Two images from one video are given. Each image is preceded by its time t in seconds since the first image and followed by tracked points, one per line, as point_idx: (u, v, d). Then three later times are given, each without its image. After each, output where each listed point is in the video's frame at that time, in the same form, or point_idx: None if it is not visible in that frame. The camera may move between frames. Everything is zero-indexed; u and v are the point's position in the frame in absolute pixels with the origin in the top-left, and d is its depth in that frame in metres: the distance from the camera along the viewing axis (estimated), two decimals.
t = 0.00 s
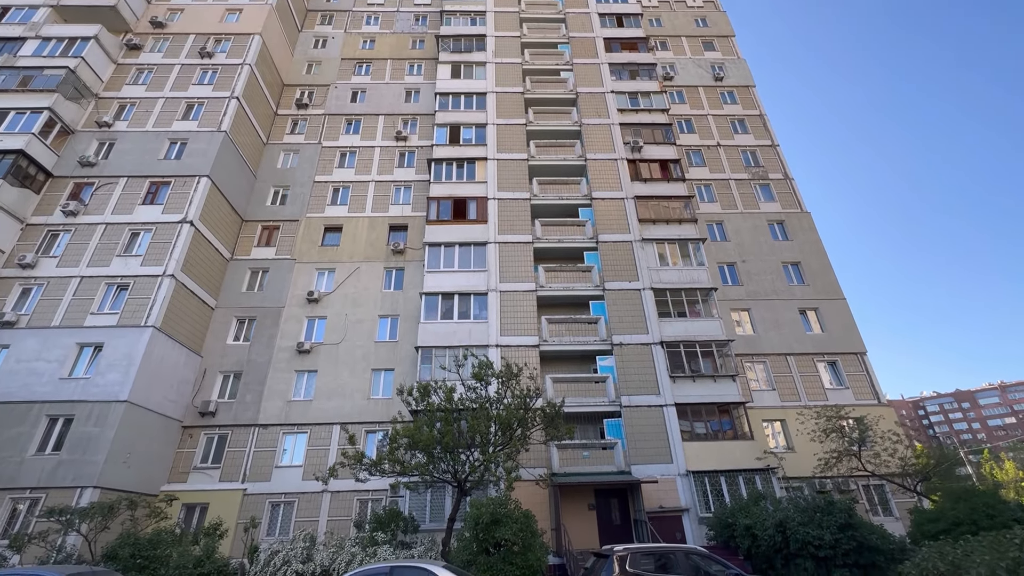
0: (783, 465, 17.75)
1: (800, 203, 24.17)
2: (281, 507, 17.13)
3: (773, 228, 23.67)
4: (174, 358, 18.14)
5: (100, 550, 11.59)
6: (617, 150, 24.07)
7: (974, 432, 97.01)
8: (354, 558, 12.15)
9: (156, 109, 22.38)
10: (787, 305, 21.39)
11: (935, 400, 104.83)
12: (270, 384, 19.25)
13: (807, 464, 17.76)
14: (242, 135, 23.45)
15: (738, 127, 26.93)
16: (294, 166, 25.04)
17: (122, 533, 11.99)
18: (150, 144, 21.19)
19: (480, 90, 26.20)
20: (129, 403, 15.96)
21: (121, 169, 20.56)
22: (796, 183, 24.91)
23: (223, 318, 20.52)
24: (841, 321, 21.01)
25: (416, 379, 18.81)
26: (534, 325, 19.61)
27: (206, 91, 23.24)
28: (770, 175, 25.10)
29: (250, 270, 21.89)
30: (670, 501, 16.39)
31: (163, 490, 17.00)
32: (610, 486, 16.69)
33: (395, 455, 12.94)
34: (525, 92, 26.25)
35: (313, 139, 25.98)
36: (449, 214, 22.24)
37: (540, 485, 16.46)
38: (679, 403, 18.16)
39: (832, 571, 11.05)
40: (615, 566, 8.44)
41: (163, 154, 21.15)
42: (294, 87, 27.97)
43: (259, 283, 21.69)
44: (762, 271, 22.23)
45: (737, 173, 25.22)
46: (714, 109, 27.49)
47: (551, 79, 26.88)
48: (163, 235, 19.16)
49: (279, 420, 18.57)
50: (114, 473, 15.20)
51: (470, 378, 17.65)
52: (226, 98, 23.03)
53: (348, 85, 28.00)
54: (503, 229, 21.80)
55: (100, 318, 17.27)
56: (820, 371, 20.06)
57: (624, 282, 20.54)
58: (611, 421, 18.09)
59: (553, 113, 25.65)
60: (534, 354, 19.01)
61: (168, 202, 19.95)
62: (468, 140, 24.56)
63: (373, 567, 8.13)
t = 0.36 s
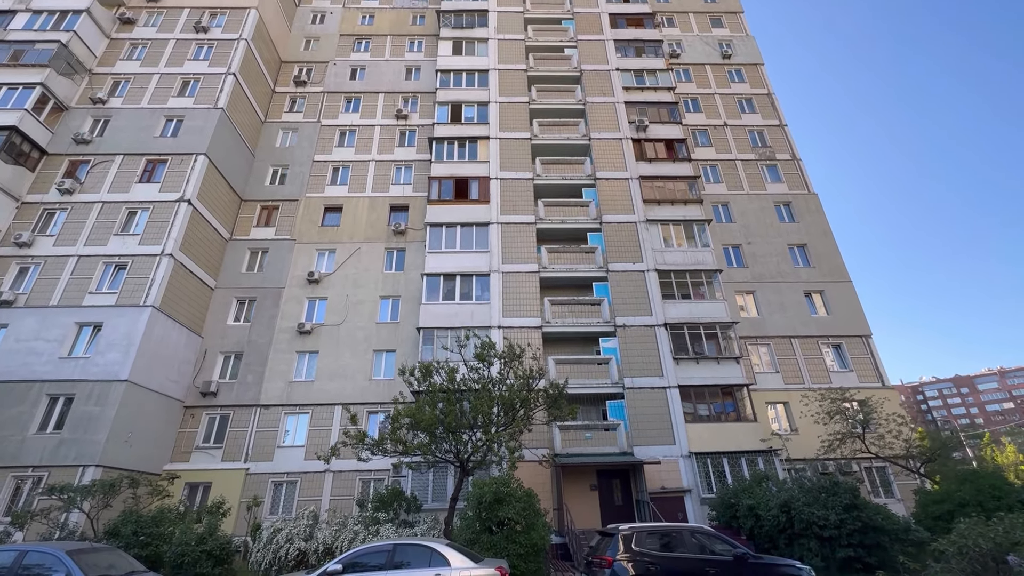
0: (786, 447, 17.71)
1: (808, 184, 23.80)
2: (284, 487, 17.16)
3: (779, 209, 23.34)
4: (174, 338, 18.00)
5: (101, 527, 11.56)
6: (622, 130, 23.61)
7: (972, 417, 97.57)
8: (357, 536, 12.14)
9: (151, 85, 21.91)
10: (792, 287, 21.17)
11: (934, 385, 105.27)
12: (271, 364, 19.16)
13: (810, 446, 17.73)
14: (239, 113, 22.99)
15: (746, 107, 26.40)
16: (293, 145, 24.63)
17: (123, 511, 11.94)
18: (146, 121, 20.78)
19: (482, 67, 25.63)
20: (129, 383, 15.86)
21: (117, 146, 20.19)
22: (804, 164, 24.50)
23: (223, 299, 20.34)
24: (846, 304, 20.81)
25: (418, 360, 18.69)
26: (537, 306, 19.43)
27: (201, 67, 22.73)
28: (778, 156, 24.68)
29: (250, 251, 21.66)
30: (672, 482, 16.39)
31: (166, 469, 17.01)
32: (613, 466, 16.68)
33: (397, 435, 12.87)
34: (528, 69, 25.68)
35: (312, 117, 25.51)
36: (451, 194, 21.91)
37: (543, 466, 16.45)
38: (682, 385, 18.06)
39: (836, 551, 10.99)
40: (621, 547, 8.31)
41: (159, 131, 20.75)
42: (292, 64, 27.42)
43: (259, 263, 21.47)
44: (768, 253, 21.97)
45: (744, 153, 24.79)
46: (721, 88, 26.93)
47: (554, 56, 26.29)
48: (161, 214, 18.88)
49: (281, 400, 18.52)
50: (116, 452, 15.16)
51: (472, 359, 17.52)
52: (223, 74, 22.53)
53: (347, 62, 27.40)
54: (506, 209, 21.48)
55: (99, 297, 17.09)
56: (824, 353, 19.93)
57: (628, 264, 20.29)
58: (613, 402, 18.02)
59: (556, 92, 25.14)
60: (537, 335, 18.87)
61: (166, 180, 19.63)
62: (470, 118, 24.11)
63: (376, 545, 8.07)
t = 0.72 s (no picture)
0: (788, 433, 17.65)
1: (813, 169, 23.45)
2: (284, 471, 17.14)
3: (784, 194, 23.03)
4: (172, 323, 17.85)
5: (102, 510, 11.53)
6: (626, 113, 23.20)
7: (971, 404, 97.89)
8: (357, 520, 12.09)
9: (145, 65, 21.46)
10: (796, 273, 20.96)
11: (933, 373, 105.55)
12: (270, 349, 19.03)
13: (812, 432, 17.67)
14: (235, 94, 22.58)
15: (751, 90, 25.92)
16: (290, 128, 24.24)
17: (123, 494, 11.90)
18: (140, 102, 20.39)
19: (483, 48, 25.10)
20: (127, 367, 15.74)
21: (111, 128, 19.82)
22: (810, 148, 24.12)
23: (221, 283, 20.16)
24: (850, 290, 20.62)
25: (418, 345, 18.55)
26: (538, 292, 19.24)
27: (196, 47, 22.25)
28: (783, 140, 24.28)
29: (248, 235, 21.42)
30: (673, 468, 16.33)
31: (166, 454, 16.99)
32: (614, 452, 16.64)
33: (397, 420, 12.78)
34: (530, 50, 25.15)
35: (310, 99, 25.07)
36: (451, 178, 21.59)
37: (544, 451, 16.39)
38: (683, 371, 17.95)
39: (839, 536, 10.96)
40: (624, 532, 8.21)
41: (154, 113, 20.37)
42: (289, 45, 26.91)
43: (257, 247, 21.24)
44: (772, 239, 21.72)
45: (749, 137, 24.39)
46: (727, 70, 26.43)
47: (557, 37, 25.73)
48: (157, 197, 18.60)
49: (280, 385, 18.43)
50: (115, 436, 15.08)
51: (473, 344, 17.38)
52: (218, 55, 22.08)
53: (345, 42, 26.85)
54: (507, 194, 21.18)
55: (95, 281, 16.90)
56: (827, 340, 19.78)
57: (631, 249, 20.05)
58: (615, 388, 17.92)
59: (558, 73, 24.67)
60: (538, 321, 18.70)
61: (161, 162, 19.32)
62: (470, 100, 23.68)
63: (376, 529, 7.96)
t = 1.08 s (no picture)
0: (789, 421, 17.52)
1: (818, 155, 23.09)
2: (283, 458, 17.04)
3: (788, 180, 22.71)
4: (168, 309, 17.64)
5: (97, 496, 11.41)
6: (628, 97, 22.79)
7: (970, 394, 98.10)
8: (354, 507, 11.98)
9: (137, 47, 21.04)
10: (799, 260, 20.71)
11: (933, 362, 105.71)
12: (268, 337, 18.84)
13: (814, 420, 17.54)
14: (230, 77, 22.17)
15: (756, 74, 25.48)
16: (287, 112, 23.85)
17: (118, 481, 11.77)
18: (133, 86, 20.01)
19: (482, 30, 24.61)
20: (123, 353, 15.55)
21: (104, 112, 19.46)
22: (815, 133, 23.74)
23: (217, 270, 19.93)
24: (854, 277, 20.38)
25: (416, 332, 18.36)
26: (538, 279, 19.00)
27: (189, 29, 21.80)
28: (788, 125, 23.89)
29: (244, 221, 21.15)
30: (674, 455, 16.21)
31: (164, 441, 16.88)
32: (614, 439, 16.53)
33: (395, 406, 12.62)
34: (531, 33, 24.65)
35: (306, 84, 24.63)
36: (450, 163, 21.26)
37: (544, 438, 16.27)
38: (685, 358, 17.78)
39: (843, 523, 10.88)
40: (625, 519, 8.05)
41: (147, 96, 20.00)
42: (284, 28, 26.42)
43: (254, 234, 20.98)
44: (775, 225, 21.44)
45: (753, 122, 24.00)
46: (731, 54, 25.95)
47: (558, 19, 25.22)
48: (151, 181, 18.30)
49: (278, 372, 18.26)
50: (112, 423, 14.95)
51: (472, 331, 17.18)
52: (212, 37, 21.64)
53: (342, 25, 26.34)
54: (507, 179, 20.86)
55: (89, 267, 16.66)
56: (830, 327, 19.58)
57: (632, 235, 19.77)
58: (615, 375, 17.75)
59: (559, 57, 24.23)
60: (538, 308, 18.48)
61: (155, 147, 18.99)
62: (470, 84, 23.26)
63: (373, 515, 7.81)
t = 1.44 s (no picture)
0: (793, 414, 17.36)
1: (823, 144, 22.76)
2: (282, 451, 16.92)
3: (792, 169, 22.40)
4: (165, 301, 17.44)
5: (91, 489, 11.26)
6: (630, 85, 22.43)
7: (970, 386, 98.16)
8: (353, 500, 11.84)
9: (131, 35, 20.66)
10: (803, 251, 20.46)
11: (933, 355, 105.74)
12: (266, 328, 18.65)
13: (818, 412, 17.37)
14: (226, 65, 21.82)
15: (760, 61, 25.08)
16: (284, 101, 23.50)
17: (113, 474, 11.62)
18: (126, 74, 19.67)
19: (482, 17, 24.18)
20: (119, 345, 15.37)
21: (97, 101, 19.15)
22: (820, 122, 23.38)
23: (215, 261, 19.71)
24: (859, 268, 20.13)
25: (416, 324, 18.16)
26: (539, 269, 18.77)
27: (184, 16, 21.41)
28: (793, 114, 23.53)
29: (241, 212, 20.89)
30: (676, 447, 16.06)
31: (162, 433, 16.75)
32: (616, 431, 16.38)
33: (394, 398, 12.44)
34: (531, 20, 24.21)
35: (303, 72, 24.25)
36: (449, 153, 20.96)
37: (545, 430, 16.10)
38: (687, 350, 17.59)
39: (849, 516, 10.74)
40: (628, 513, 7.86)
41: (141, 84, 19.66)
42: (281, 16, 26.01)
43: (251, 225, 20.73)
44: (779, 215, 21.17)
45: (757, 110, 23.63)
46: (735, 41, 25.52)
47: (559, 6, 24.78)
48: (146, 171, 18.03)
49: (277, 364, 18.09)
50: (108, 415, 14.80)
51: (472, 322, 17.00)
52: (207, 24, 21.26)
53: (339, 12, 25.89)
54: (507, 169, 20.57)
55: (84, 258, 16.44)
56: (834, 319, 19.36)
57: (634, 226, 19.51)
58: (617, 367, 17.57)
59: (561, 44, 23.82)
60: (539, 299, 18.27)
61: (150, 136, 18.70)
62: (469, 72, 22.88)
63: (369, 509, 7.63)
